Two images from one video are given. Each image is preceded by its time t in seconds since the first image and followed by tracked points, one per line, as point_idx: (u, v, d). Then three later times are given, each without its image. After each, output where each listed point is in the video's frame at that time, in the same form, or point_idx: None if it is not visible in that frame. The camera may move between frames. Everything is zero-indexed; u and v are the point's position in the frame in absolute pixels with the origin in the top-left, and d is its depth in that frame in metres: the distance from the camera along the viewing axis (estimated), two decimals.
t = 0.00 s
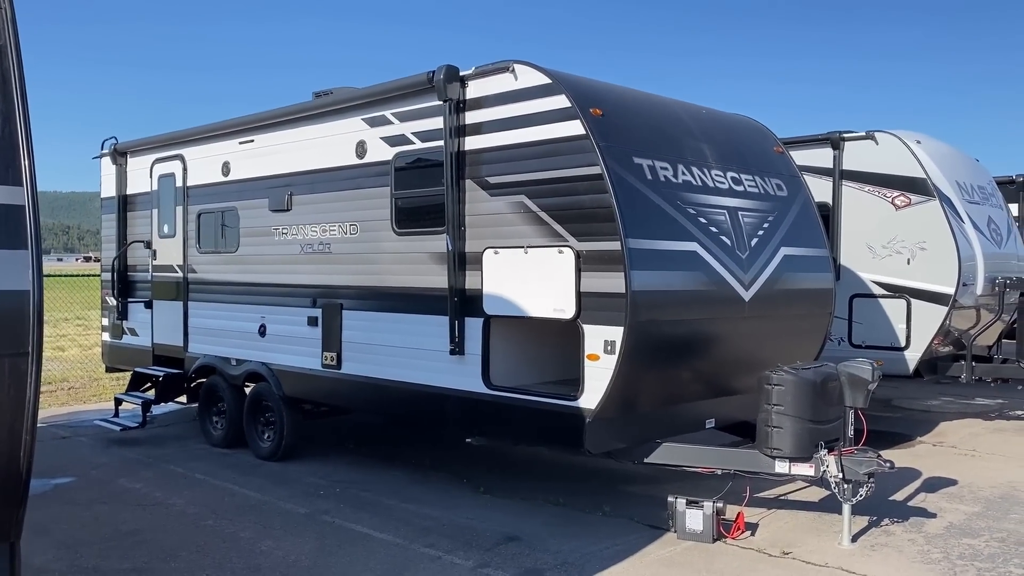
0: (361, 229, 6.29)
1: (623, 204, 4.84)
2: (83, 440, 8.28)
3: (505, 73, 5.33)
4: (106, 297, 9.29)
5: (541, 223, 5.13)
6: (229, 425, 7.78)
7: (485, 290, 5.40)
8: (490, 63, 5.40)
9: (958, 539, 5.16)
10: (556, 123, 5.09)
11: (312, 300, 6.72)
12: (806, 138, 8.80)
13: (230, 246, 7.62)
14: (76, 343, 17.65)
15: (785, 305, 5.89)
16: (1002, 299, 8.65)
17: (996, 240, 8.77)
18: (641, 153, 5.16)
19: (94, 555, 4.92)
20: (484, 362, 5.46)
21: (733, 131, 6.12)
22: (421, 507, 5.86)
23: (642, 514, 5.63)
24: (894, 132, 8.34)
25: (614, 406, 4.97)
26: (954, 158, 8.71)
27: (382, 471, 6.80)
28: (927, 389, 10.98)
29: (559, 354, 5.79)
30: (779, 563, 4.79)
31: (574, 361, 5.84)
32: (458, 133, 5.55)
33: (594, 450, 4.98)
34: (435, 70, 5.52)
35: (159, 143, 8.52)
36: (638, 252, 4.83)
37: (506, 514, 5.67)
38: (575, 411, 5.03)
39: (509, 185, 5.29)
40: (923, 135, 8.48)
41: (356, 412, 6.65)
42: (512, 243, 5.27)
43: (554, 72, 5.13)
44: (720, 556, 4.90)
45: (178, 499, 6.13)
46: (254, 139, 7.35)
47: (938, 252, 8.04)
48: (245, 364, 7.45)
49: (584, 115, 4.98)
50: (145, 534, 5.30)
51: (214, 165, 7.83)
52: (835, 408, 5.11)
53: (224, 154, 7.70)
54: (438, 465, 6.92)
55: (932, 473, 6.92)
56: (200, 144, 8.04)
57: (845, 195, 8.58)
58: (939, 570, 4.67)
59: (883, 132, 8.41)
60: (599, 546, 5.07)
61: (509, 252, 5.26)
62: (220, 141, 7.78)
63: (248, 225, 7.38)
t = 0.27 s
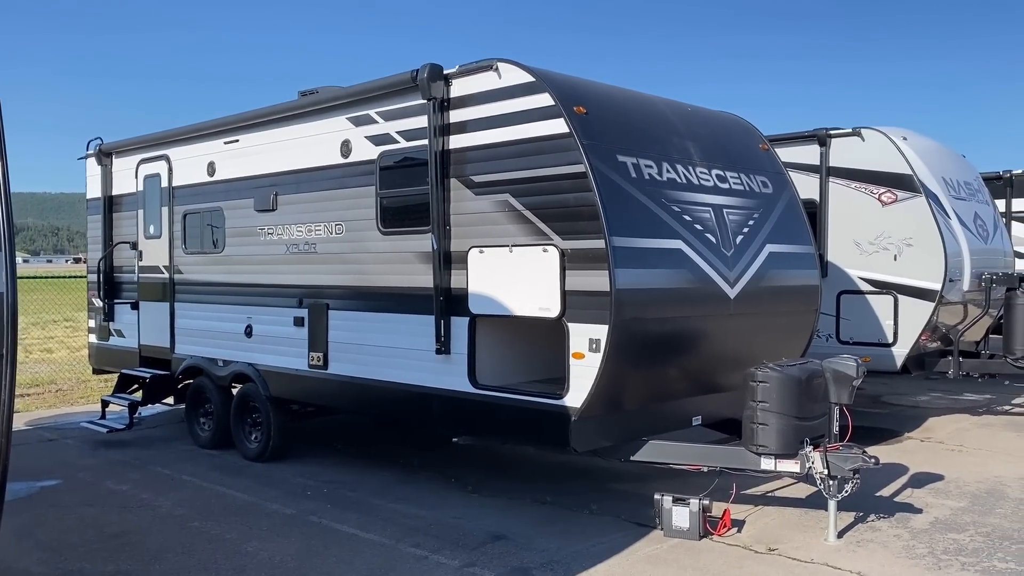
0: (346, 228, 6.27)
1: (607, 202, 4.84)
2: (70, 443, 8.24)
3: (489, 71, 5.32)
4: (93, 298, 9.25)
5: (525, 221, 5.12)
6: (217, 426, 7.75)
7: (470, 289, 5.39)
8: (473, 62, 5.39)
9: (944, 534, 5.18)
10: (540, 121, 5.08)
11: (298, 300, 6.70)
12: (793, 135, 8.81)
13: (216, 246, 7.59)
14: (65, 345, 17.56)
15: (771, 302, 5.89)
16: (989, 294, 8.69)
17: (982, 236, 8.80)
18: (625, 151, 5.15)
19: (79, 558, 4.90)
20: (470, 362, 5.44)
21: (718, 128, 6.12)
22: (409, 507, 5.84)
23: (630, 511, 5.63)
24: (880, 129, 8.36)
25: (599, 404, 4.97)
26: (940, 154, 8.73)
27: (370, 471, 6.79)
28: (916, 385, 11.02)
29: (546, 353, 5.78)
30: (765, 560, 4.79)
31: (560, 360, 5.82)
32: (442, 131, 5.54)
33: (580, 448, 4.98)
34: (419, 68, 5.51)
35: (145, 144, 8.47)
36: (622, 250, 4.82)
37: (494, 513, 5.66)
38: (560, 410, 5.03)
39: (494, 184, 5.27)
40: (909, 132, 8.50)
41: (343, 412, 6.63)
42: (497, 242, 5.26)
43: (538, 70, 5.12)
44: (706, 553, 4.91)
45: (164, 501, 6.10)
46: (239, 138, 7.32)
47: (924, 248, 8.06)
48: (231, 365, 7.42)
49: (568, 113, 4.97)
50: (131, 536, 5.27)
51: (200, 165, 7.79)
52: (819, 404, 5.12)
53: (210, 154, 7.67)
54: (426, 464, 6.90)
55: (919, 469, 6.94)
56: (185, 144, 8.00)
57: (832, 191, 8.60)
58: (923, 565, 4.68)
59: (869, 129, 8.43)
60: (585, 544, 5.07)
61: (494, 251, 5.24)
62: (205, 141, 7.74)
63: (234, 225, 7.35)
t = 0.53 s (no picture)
0: (340, 228, 6.28)
1: (598, 202, 4.85)
2: (64, 442, 8.24)
3: (482, 71, 5.32)
4: (88, 298, 9.25)
5: (517, 221, 5.12)
6: (211, 425, 7.76)
7: (463, 289, 5.39)
8: (466, 61, 5.39)
9: (935, 534, 5.19)
10: (532, 121, 5.08)
11: (292, 300, 6.71)
12: (787, 135, 8.82)
13: (210, 246, 7.59)
14: (62, 344, 17.55)
15: (763, 302, 5.90)
16: (983, 294, 8.72)
17: (976, 236, 8.81)
18: (617, 151, 5.16)
19: (71, 557, 4.90)
20: (463, 361, 5.45)
21: (711, 128, 6.13)
22: (401, 506, 5.85)
23: (622, 511, 5.64)
24: (874, 129, 8.37)
25: (591, 404, 4.98)
26: (935, 154, 8.74)
27: (364, 471, 6.80)
28: (911, 385, 11.03)
29: (539, 353, 5.79)
30: (756, 559, 4.80)
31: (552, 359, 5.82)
32: (435, 131, 5.54)
33: (572, 448, 4.98)
34: (412, 68, 5.51)
35: (140, 143, 8.48)
36: (613, 250, 4.83)
37: (487, 512, 5.67)
38: (552, 409, 5.03)
39: (486, 184, 5.28)
40: (904, 132, 8.52)
41: (337, 412, 6.64)
42: (489, 242, 5.27)
43: (530, 70, 5.13)
44: (698, 552, 4.91)
45: (158, 500, 6.11)
46: (233, 138, 7.32)
47: (918, 248, 8.07)
48: (226, 364, 7.43)
49: (560, 113, 4.98)
50: (123, 535, 5.27)
51: (194, 165, 7.79)
52: (810, 404, 5.13)
53: (204, 154, 7.67)
54: (420, 463, 6.91)
55: (912, 468, 6.95)
56: (180, 143, 8.00)
57: (826, 191, 8.61)
58: (914, 565, 4.69)
59: (864, 129, 8.44)
60: (577, 544, 5.08)
61: (486, 250, 5.25)
62: (200, 141, 7.74)
63: (228, 224, 7.35)
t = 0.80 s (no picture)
0: (341, 228, 6.29)
1: (598, 203, 4.85)
2: (67, 439, 8.28)
3: (483, 72, 5.33)
4: (92, 295, 9.29)
5: (517, 222, 5.13)
6: (212, 423, 7.78)
7: (463, 289, 5.40)
8: (468, 62, 5.40)
9: (934, 538, 5.18)
10: (533, 123, 5.09)
11: (293, 299, 6.73)
12: (791, 138, 8.82)
13: (213, 245, 7.62)
14: (68, 342, 17.62)
15: (764, 305, 5.90)
16: (986, 299, 8.67)
17: (980, 240, 8.78)
18: (618, 152, 5.17)
19: (70, 553, 4.92)
20: (462, 361, 5.46)
21: (713, 130, 6.13)
22: (400, 506, 5.86)
23: (620, 512, 5.64)
24: (878, 132, 8.37)
25: (589, 405, 4.98)
26: (939, 158, 8.73)
27: (364, 470, 6.81)
28: (915, 389, 11.00)
29: (537, 353, 5.76)
30: (753, 562, 4.80)
31: (550, 359, 5.76)
32: (437, 132, 5.55)
33: (570, 449, 4.99)
34: (413, 69, 5.52)
35: (145, 142, 8.52)
36: (612, 251, 4.84)
37: (485, 513, 5.68)
38: (550, 410, 5.04)
39: (486, 184, 5.29)
40: (907, 135, 8.51)
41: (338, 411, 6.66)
42: (489, 242, 5.28)
43: (531, 71, 5.14)
44: (695, 554, 4.92)
45: (158, 497, 6.13)
46: (237, 137, 7.35)
47: (921, 252, 8.05)
48: (228, 363, 7.45)
49: (560, 114, 4.99)
50: (123, 532, 5.30)
51: (198, 164, 7.82)
52: (809, 407, 5.12)
53: (208, 153, 7.70)
54: (420, 463, 6.92)
55: (913, 472, 6.93)
56: (185, 142, 8.04)
57: (829, 195, 8.61)
58: (911, 569, 4.69)
59: (867, 133, 8.44)
60: (574, 545, 5.08)
61: (486, 251, 5.26)
62: (204, 140, 7.77)
63: (231, 224, 7.38)
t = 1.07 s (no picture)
0: (343, 228, 6.30)
1: (598, 205, 4.84)
2: (69, 437, 8.30)
3: (485, 73, 5.33)
4: (96, 294, 9.31)
5: (517, 223, 5.12)
6: (214, 422, 7.80)
7: (463, 290, 5.39)
8: (469, 63, 5.40)
9: (934, 545, 5.15)
10: (534, 124, 5.08)
11: (295, 299, 6.73)
12: (795, 141, 8.79)
13: (216, 245, 7.63)
14: (74, 340, 17.69)
15: (765, 309, 5.88)
16: (991, 303, 8.63)
17: (986, 245, 8.73)
18: (619, 154, 5.16)
19: (68, 551, 4.93)
20: (462, 362, 5.45)
21: (716, 133, 6.11)
22: (399, 507, 5.86)
23: (619, 515, 5.63)
24: (883, 136, 8.33)
25: (588, 407, 4.97)
26: (945, 162, 8.68)
27: (364, 470, 6.81)
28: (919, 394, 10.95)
29: (535, 354, 5.75)
30: (752, 566, 4.78)
31: (548, 360, 5.78)
32: (438, 133, 5.55)
33: (568, 451, 4.98)
34: (415, 69, 5.52)
35: (149, 141, 8.54)
36: (612, 254, 4.82)
37: (484, 514, 5.67)
38: (549, 412, 5.03)
39: (487, 186, 5.28)
40: (913, 139, 8.47)
41: (338, 411, 6.66)
42: (489, 244, 5.27)
43: (532, 72, 5.13)
44: (693, 558, 4.90)
45: (158, 496, 6.14)
46: (240, 137, 7.36)
47: (926, 257, 8.01)
48: (229, 362, 7.46)
49: (561, 116, 4.97)
50: (121, 530, 5.30)
51: (202, 164, 7.84)
52: (809, 411, 5.09)
53: (212, 153, 7.71)
54: (420, 464, 6.91)
55: (916, 478, 6.90)
56: (189, 142, 8.05)
57: (834, 198, 8.58)
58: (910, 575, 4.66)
59: (872, 136, 8.40)
60: (572, 547, 5.06)
61: (486, 252, 5.25)
62: (208, 139, 7.79)
63: (234, 223, 7.39)
